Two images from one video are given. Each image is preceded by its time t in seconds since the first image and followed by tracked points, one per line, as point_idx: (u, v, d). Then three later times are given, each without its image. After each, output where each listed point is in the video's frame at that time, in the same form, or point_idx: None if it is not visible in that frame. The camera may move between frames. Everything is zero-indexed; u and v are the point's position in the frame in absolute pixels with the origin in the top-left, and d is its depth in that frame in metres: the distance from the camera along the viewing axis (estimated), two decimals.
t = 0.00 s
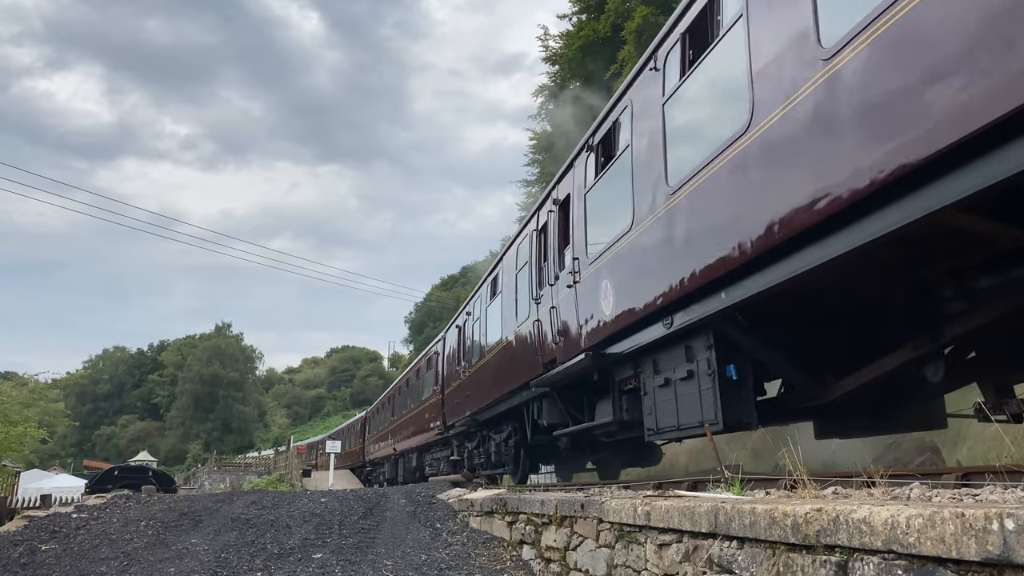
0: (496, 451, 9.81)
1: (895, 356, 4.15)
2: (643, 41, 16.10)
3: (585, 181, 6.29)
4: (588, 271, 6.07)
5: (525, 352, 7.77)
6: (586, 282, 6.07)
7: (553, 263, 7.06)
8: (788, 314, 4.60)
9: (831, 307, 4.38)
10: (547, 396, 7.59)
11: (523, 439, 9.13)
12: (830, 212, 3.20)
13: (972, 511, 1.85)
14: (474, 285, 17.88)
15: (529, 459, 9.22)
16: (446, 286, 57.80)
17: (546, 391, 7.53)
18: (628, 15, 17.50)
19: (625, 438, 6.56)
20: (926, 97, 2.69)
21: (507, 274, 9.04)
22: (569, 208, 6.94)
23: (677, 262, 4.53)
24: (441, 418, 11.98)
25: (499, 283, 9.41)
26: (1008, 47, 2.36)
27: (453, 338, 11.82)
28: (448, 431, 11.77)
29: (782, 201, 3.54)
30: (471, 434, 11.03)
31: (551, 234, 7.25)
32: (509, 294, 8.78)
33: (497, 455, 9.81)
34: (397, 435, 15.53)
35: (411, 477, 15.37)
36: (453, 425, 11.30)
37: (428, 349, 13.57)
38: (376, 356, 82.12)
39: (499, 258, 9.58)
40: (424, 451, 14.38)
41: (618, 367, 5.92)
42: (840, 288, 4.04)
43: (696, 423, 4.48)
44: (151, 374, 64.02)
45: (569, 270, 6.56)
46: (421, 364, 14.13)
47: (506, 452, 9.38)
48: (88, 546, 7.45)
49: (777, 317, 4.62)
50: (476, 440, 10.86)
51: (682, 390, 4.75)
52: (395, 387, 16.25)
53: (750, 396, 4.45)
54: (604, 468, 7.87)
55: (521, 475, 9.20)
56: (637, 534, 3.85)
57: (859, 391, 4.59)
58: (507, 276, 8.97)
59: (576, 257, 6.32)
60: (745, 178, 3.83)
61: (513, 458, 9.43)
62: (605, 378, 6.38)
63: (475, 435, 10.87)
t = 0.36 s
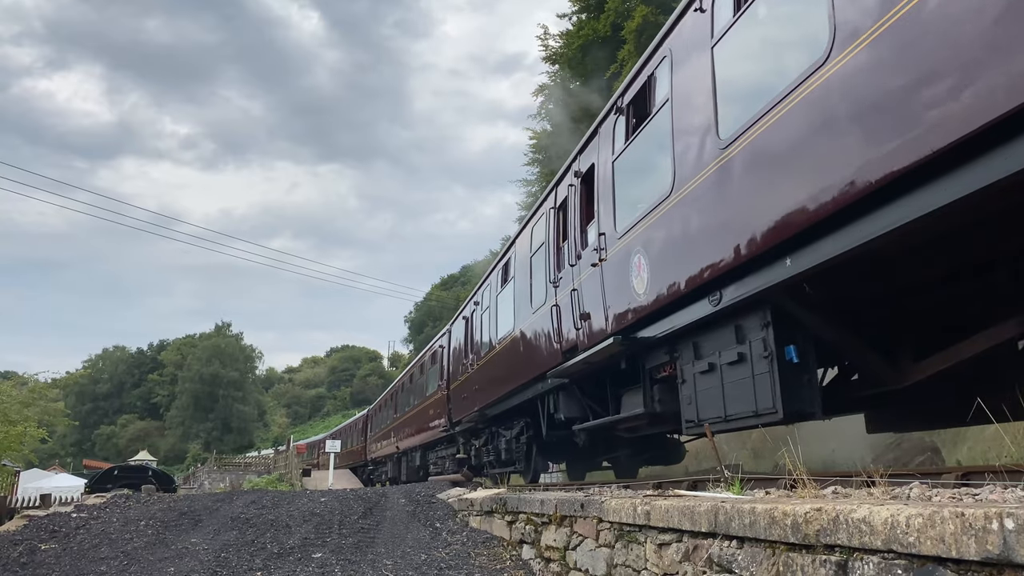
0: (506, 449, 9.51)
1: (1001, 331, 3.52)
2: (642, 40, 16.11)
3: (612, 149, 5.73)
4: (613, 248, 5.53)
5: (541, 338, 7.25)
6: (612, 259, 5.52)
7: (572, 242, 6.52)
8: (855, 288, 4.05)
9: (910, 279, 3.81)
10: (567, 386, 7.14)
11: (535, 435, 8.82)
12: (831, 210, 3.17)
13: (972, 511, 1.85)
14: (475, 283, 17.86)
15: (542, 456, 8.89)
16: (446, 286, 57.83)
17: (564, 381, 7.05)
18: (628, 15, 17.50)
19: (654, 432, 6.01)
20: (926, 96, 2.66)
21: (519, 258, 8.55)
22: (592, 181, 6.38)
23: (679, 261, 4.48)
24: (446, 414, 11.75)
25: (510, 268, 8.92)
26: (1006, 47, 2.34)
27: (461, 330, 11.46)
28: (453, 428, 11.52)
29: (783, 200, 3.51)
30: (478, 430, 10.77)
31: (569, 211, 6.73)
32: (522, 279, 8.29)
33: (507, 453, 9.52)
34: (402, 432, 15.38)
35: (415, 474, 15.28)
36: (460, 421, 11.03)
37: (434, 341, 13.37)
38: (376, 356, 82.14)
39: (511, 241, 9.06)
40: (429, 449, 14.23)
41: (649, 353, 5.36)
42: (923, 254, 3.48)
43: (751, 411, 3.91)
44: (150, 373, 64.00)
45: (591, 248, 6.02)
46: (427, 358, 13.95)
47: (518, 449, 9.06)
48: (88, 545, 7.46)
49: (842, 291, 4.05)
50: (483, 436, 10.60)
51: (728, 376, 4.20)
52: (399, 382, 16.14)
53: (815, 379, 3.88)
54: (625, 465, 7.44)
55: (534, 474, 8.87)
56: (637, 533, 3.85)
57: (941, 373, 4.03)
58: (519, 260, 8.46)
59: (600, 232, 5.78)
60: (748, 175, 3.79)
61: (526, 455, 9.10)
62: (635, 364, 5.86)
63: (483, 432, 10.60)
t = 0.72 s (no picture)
0: (517, 446, 9.07)
1: None
2: (642, 39, 16.10)
3: (645, 109, 5.12)
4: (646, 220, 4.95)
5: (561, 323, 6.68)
6: (645, 233, 4.95)
7: (595, 219, 5.94)
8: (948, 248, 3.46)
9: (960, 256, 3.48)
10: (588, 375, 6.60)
11: (549, 431, 8.39)
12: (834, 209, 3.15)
13: (972, 511, 1.85)
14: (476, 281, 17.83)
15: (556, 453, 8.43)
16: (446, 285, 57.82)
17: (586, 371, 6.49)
18: (628, 14, 17.49)
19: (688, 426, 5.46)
20: (925, 96, 2.66)
21: (532, 240, 8.00)
22: (618, 150, 5.81)
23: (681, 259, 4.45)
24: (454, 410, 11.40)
25: (524, 252, 8.36)
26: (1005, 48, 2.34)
27: (470, 320, 11.02)
28: (460, 424, 11.15)
29: (785, 198, 3.49)
30: (487, 426, 10.38)
31: (593, 181, 6.10)
32: (537, 263, 7.75)
33: (517, 450, 9.09)
34: (407, 430, 15.14)
35: (422, 472, 15.12)
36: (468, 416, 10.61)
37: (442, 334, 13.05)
38: (376, 356, 82.14)
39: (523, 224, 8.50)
40: (436, 446, 13.97)
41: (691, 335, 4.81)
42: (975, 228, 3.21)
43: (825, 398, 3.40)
44: (150, 373, 64.00)
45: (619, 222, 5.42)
46: (433, 353, 13.65)
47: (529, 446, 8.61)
48: (88, 545, 7.46)
49: (933, 255, 3.52)
50: (492, 433, 10.22)
51: (791, 358, 3.67)
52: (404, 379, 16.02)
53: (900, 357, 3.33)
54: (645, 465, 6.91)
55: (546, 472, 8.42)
56: (637, 533, 3.85)
57: None
58: (534, 242, 7.90)
59: (630, 203, 5.19)
60: (751, 172, 3.76)
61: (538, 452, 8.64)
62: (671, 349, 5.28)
63: (492, 428, 10.21)
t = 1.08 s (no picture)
0: (530, 443, 8.61)
1: None
2: (642, 39, 16.10)
3: (690, 53, 4.51)
4: (689, 182, 4.40)
5: (583, 308, 6.07)
6: (656, 227, 4.81)
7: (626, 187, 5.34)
8: None
9: None
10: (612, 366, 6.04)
11: (566, 427, 7.90)
12: (839, 207, 3.14)
13: (972, 510, 1.85)
14: (478, 281, 17.80)
15: (573, 450, 7.97)
16: (446, 285, 57.80)
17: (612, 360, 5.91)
18: (628, 14, 17.47)
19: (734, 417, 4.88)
20: (927, 95, 2.67)
21: (549, 220, 7.40)
22: (654, 109, 5.21)
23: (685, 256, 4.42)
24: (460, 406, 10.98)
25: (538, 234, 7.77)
26: (1004, 50, 2.36)
27: (477, 311, 10.51)
28: (468, 421, 10.73)
29: (785, 195, 3.49)
30: (496, 422, 9.96)
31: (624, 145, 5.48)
32: (555, 245, 7.16)
33: (530, 447, 8.62)
34: (412, 428, 14.82)
35: (428, 469, 14.92)
36: (476, 412, 10.14)
37: (447, 326, 12.66)
38: (376, 356, 82.10)
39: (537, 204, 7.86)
40: (442, 442, 13.63)
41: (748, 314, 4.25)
42: None
43: (928, 376, 2.85)
44: (150, 372, 63.99)
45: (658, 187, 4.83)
46: (438, 346, 13.25)
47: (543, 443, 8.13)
48: (87, 545, 7.45)
49: None
50: (502, 430, 9.79)
51: (877, 333, 3.13)
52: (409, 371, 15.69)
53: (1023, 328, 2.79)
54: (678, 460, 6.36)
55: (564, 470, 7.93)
56: (636, 532, 3.85)
57: None
58: (551, 221, 7.29)
59: (670, 164, 4.63)
60: (754, 170, 3.76)
61: (553, 450, 8.15)
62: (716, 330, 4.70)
63: (502, 425, 9.78)
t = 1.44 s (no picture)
0: (545, 439, 8.27)
1: None
2: (642, 39, 16.10)
3: None
4: (724, 152, 4.01)
5: (613, 289, 5.56)
6: (656, 228, 4.82)
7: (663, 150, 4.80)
8: None
9: None
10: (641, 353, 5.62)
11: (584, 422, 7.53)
12: (836, 207, 3.15)
13: (972, 510, 1.85)
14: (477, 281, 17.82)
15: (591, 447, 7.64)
16: (446, 285, 57.86)
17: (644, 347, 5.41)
18: (628, 14, 17.45)
19: (787, 406, 4.34)
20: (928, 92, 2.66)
21: (570, 198, 6.90)
22: (695, 63, 4.67)
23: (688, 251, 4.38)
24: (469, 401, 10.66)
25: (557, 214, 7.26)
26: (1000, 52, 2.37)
27: (489, 300, 10.07)
28: (476, 417, 10.48)
29: (784, 196, 3.50)
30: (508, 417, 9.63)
31: (660, 104, 4.92)
32: (574, 225, 6.70)
33: (546, 444, 8.27)
34: (417, 426, 14.56)
35: (433, 468, 14.74)
36: (488, 407, 9.77)
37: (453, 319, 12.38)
38: (376, 356, 82.12)
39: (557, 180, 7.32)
40: (449, 440, 13.39)
41: (810, 287, 3.68)
42: None
43: None
44: (150, 372, 63.99)
45: (704, 145, 4.27)
46: (444, 341, 12.98)
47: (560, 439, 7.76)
48: (87, 545, 7.44)
49: None
50: (514, 425, 9.46)
51: (988, 302, 2.61)
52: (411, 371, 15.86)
53: None
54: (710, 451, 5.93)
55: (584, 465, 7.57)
56: (636, 532, 3.85)
57: None
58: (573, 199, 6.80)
59: (719, 118, 4.08)
60: (751, 171, 3.77)
61: (571, 445, 7.78)
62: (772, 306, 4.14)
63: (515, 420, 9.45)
